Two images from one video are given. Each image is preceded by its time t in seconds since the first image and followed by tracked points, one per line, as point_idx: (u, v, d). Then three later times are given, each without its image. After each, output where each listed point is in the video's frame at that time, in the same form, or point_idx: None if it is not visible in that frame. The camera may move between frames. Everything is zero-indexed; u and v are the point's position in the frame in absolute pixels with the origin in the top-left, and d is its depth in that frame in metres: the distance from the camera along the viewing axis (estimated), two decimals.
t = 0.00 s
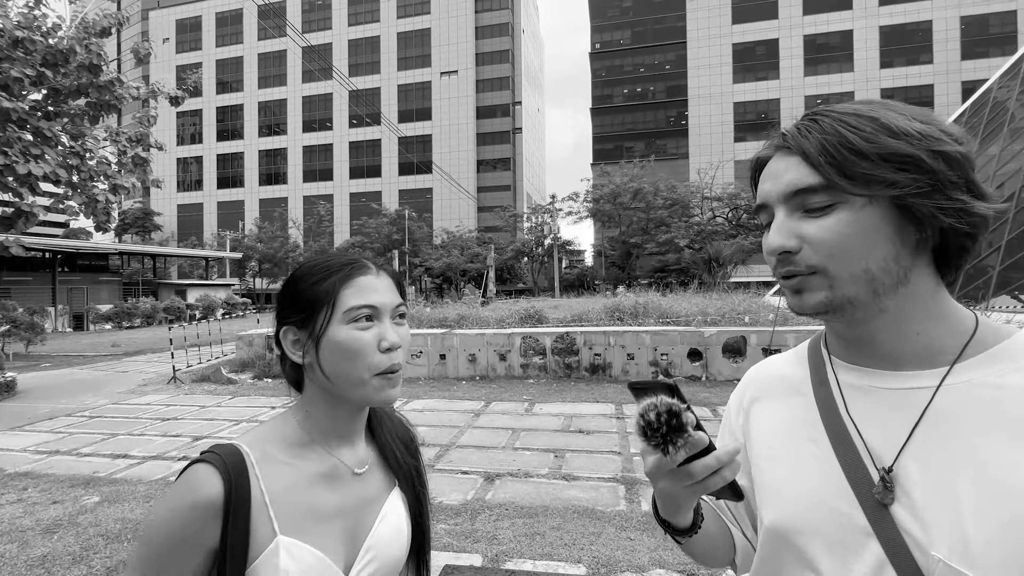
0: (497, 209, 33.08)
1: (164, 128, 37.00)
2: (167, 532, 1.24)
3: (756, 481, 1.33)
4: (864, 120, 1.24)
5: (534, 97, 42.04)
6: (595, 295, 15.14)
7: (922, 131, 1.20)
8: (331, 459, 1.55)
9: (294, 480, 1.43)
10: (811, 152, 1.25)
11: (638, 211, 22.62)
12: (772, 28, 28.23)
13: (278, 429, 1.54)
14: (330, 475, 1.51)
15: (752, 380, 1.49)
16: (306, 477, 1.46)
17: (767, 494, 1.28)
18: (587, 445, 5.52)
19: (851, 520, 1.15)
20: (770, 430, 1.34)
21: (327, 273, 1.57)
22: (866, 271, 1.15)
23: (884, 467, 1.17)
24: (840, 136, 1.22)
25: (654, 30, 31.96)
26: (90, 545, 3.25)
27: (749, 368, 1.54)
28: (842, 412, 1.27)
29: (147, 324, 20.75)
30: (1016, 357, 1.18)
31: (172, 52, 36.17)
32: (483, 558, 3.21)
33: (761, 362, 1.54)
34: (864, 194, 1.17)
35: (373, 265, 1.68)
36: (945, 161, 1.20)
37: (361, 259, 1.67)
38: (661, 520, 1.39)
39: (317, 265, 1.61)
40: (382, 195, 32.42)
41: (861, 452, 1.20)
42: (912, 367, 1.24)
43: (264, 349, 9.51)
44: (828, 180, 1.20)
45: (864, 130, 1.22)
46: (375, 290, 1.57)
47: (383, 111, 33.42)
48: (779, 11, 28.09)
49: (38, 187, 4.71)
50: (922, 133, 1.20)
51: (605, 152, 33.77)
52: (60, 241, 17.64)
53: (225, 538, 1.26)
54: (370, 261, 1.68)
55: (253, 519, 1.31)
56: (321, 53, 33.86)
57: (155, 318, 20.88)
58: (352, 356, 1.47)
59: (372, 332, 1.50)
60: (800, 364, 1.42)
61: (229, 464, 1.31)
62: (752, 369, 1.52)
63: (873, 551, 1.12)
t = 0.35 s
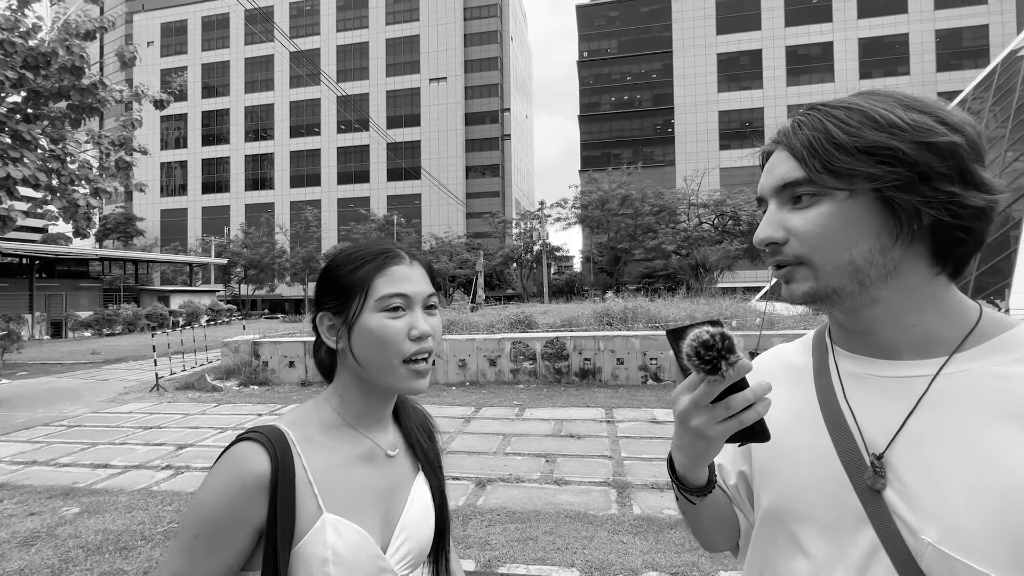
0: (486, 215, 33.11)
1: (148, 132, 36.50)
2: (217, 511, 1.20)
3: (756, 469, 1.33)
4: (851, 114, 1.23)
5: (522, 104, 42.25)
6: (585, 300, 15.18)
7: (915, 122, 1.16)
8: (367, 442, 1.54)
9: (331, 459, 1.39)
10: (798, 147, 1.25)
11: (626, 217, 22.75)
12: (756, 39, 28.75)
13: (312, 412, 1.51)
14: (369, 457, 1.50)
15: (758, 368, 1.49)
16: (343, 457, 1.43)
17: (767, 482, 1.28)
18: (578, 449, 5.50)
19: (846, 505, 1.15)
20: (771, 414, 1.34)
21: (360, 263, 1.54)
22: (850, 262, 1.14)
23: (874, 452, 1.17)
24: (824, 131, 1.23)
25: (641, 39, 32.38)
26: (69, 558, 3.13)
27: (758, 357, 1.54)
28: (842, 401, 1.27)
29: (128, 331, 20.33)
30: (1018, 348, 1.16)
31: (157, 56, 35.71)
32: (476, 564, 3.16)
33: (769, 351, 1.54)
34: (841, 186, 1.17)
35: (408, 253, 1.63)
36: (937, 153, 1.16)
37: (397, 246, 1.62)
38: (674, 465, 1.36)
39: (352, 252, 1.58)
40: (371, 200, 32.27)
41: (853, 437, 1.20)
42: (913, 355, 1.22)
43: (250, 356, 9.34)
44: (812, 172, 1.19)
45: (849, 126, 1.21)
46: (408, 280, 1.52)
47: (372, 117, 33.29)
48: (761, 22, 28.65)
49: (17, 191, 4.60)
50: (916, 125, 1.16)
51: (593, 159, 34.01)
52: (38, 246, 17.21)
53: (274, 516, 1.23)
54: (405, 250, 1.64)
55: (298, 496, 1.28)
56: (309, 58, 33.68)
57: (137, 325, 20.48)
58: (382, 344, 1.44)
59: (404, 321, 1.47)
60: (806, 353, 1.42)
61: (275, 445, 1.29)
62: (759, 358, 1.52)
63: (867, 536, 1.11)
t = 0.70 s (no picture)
0: (477, 223, 33.17)
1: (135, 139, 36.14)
2: (216, 519, 1.16)
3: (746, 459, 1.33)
4: (850, 106, 1.23)
5: (513, 113, 42.49)
6: (577, 307, 15.20)
7: (913, 116, 1.16)
8: (367, 436, 1.52)
9: (333, 456, 1.37)
10: (796, 138, 1.26)
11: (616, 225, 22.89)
12: (742, 51, 29.27)
13: (308, 409, 1.48)
14: (370, 451, 1.48)
15: (751, 359, 1.48)
16: (341, 453, 1.40)
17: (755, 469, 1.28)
18: (571, 455, 5.48)
19: (831, 494, 1.14)
20: (763, 405, 1.33)
21: (354, 258, 1.51)
22: (840, 253, 1.15)
23: (860, 444, 1.16)
24: (821, 123, 1.23)
25: (630, 50, 32.80)
26: (52, 571, 3.05)
27: (751, 349, 1.53)
28: (831, 391, 1.26)
29: (113, 340, 19.98)
30: (1012, 338, 1.15)
31: (145, 62, 35.44)
32: (469, 572, 3.11)
33: (762, 343, 1.53)
34: (834, 177, 1.18)
35: (406, 249, 1.60)
36: (933, 146, 1.15)
37: (393, 243, 1.59)
38: (631, 469, 1.45)
39: (349, 245, 1.56)
40: (361, 208, 32.17)
41: (842, 428, 1.19)
42: (904, 348, 1.22)
43: (239, 365, 9.20)
44: (806, 163, 1.21)
45: (845, 118, 1.22)
46: (402, 277, 1.49)
47: (362, 124, 33.28)
48: (747, 34, 29.19)
49: None
50: (913, 118, 1.16)
51: (583, 168, 34.26)
52: (21, 254, 16.89)
53: (279, 515, 1.19)
54: (402, 246, 1.60)
55: (303, 495, 1.25)
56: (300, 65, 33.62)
57: (122, 334, 20.14)
58: (370, 341, 1.42)
59: (393, 320, 1.44)
60: (799, 344, 1.41)
61: (279, 445, 1.26)
62: (752, 350, 1.52)
63: (851, 523, 1.11)
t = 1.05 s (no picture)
0: (469, 230, 33.20)
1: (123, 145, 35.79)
2: (208, 525, 1.14)
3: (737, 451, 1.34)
4: (861, 92, 1.21)
5: (504, 120, 42.69)
6: (570, 313, 15.23)
7: (925, 106, 1.13)
8: (359, 437, 1.52)
9: (326, 458, 1.37)
10: (801, 125, 1.27)
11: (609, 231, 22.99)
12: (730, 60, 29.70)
13: (296, 412, 1.48)
14: (361, 452, 1.48)
15: (741, 353, 1.50)
16: (333, 453, 1.40)
17: (746, 461, 1.29)
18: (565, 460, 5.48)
19: (817, 490, 1.16)
20: (754, 399, 1.35)
21: (338, 257, 1.50)
22: (836, 247, 1.17)
23: (847, 443, 1.18)
24: (829, 110, 1.23)
25: (621, 59, 33.13)
26: None
27: (744, 342, 1.55)
28: (820, 389, 1.28)
29: (98, 347, 19.68)
30: (1005, 340, 1.15)
31: (134, 68, 35.13)
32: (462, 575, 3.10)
33: (754, 338, 1.54)
34: (837, 167, 1.19)
35: (390, 248, 1.59)
36: (941, 140, 1.13)
37: (379, 242, 1.58)
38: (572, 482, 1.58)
39: (333, 245, 1.54)
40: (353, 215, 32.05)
41: (830, 424, 1.21)
42: (895, 347, 1.23)
43: (229, 372, 9.09)
44: (810, 152, 1.22)
45: (855, 105, 1.20)
46: (386, 278, 1.49)
47: (354, 131, 33.19)
48: (735, 44, 29.64)
49: None
50: (925, 108, 1.13)
51: (575, 175, 34.47)
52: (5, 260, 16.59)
53: (271, 520, 1.18)
54: (386, 244, 1.59)
55: (295, 495, 1.24)
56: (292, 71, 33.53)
57: (108, 342, 19.85)
58: (353, 342, 1.42)
59: (377, 321, 1.44)
60: (792, 337, 1.43)
61: (269, 449, 1.25)
62: (747, 343, 1.53)
63: (835, 520, 1.13)
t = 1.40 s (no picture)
0: (463, 234, 33.24)
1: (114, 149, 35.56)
2: (222, 512, 1.15)
3: (743, 455, 1.30)
4: (898, 75, 1.15)
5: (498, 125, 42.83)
6: (563, 317, 15.30)
7: (972, 90, 1.07)
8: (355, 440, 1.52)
9: (324, 459, 1.37)
10: (829, 109, 1.20)
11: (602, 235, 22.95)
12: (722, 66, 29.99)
13: (295, 415, 1.48)
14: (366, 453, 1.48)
15: (750, 353, 1.46)
16: (335, 453, 1.42)
17: (752, 469, 1.25)
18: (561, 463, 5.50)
19: (829, 504, 1.11)
20: (762, 405, 1.30)
21: (349, 262, 1.51)
22: (862, 244, 1.10)
23: (865, 456, 1.12)
24: (860, 93, 1.17)
25: (614, 64, 33.36)
26: None
27: (750, 343, 1.51)
28: (836, 393, 1.23)
29: (88, 352, 19.47)
30: None
31: (126, 71, 34.90)
32: None
33: (760, 338, 1.51)
34: (868, 156, 1.12)
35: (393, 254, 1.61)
36: (987, 128, 1.07)
37: (381, 248, 1.60)
38: (570, 491, 1.64)
39: (338, 250, 1.54)
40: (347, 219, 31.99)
41: (846, 434, 1.16)
42: (921, 355, 1.17)
43: (222, 377, 9.02)
44: (837, 139, 1.16)
45: (890, 88, 1.14)
46: (394, 280, 1.51)
47: (348, 135, 33.17)
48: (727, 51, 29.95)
49: None
50: (972, 92, 1.07)
51: (568, 179, 34.61)
52: None
53: (275, 511, 1.18)
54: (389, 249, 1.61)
55: (296, 492, 1.25)
56: (285, 75, 33.38)
57: (98, 347, 19.65)
58: (375, 342, 1.43)
59: (397, 319, 1.47)
60: (804, 339, 1.38)
61: (273, 447, 1.26)
62: (754, 343, 1.49)
63: (847, 536, 1.08)
